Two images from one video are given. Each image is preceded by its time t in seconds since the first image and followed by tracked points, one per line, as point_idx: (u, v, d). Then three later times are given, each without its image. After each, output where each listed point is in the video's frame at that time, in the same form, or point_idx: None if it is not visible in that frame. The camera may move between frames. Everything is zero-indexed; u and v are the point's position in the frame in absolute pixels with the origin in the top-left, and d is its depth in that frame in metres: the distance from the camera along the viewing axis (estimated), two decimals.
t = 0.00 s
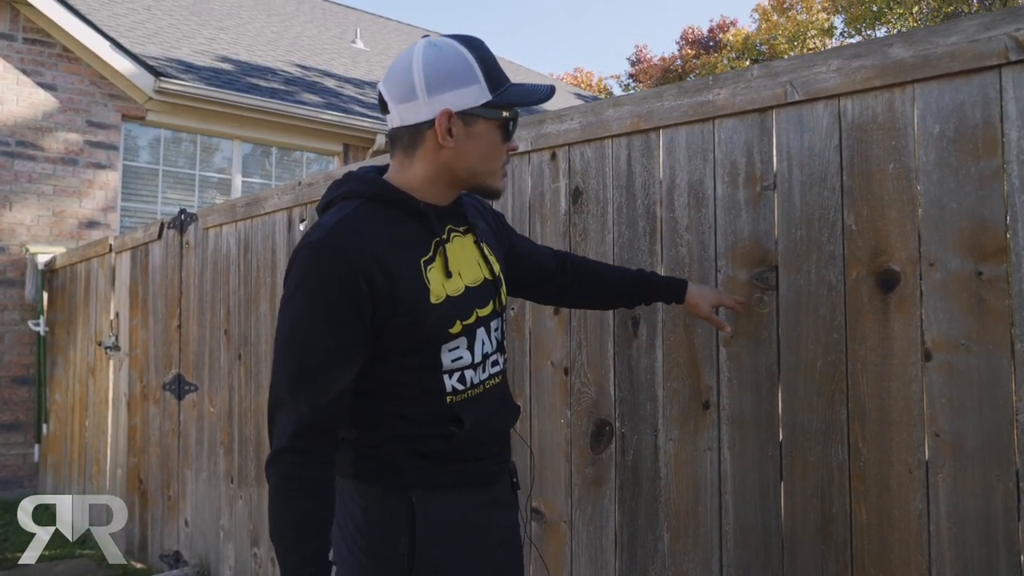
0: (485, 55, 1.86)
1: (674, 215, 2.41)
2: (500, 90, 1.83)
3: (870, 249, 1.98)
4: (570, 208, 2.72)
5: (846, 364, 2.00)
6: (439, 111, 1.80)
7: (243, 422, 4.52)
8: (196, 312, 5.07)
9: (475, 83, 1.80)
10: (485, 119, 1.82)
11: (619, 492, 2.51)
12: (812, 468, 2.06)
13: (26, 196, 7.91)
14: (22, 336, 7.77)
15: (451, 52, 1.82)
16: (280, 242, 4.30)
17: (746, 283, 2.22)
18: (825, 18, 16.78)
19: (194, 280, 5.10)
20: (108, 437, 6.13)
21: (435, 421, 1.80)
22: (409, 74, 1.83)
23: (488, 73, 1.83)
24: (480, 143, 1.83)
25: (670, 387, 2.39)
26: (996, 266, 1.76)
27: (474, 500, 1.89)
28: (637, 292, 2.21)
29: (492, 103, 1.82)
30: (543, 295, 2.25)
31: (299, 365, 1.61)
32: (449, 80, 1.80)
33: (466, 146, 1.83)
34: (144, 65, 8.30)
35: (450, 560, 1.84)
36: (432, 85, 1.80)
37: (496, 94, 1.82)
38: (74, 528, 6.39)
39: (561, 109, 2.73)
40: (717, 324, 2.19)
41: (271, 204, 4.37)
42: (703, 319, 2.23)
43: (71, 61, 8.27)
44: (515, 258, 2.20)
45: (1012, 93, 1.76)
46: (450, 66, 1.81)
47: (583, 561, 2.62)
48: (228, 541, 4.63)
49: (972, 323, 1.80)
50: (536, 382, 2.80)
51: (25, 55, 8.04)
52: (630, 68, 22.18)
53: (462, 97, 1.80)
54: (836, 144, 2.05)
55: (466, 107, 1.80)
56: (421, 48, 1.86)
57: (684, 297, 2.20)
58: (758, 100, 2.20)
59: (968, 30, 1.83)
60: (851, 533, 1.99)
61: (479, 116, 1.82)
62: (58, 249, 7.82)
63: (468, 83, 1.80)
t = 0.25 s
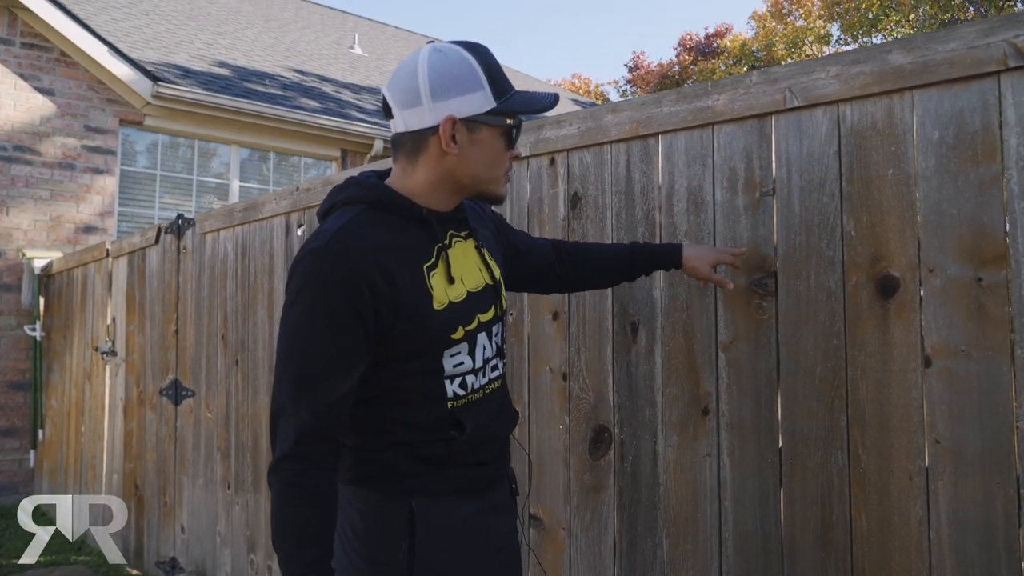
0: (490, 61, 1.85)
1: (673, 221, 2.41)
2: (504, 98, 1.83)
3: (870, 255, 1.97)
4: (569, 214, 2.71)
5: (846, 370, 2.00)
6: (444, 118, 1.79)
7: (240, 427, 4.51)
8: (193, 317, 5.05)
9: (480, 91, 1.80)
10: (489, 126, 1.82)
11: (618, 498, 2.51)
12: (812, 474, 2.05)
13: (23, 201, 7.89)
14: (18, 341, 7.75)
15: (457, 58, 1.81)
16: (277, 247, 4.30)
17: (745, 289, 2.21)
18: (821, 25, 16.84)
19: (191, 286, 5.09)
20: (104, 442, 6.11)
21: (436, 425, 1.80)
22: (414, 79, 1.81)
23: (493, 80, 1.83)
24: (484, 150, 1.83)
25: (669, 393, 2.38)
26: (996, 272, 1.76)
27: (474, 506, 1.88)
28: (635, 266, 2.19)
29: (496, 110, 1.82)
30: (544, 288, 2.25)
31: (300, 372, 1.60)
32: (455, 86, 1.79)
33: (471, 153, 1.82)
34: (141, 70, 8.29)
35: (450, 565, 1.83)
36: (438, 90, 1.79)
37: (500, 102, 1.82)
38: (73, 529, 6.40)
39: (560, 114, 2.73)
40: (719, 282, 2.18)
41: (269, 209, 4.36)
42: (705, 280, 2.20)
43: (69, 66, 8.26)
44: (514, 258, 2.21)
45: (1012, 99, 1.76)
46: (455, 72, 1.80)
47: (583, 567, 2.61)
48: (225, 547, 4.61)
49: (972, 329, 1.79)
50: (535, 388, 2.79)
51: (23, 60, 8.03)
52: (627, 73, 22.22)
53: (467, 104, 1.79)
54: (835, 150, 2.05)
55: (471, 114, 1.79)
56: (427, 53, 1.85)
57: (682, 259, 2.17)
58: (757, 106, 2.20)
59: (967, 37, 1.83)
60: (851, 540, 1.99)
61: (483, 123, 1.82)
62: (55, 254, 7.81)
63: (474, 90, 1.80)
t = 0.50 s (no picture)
0: (499, 59, 1.85)
1: (681, 219, 2.39)
2: (514, 96, 1.83)
3: (881, 252, 1.96)
4: (576, 213, 2.70)
5: (857, 368, 1.98)
6: (455, 116, 1.79)
7: (248, 429, 4.51)
8: (200, 319, 5.06)
9: (491, 88, 1.80)
10: (500, 123, 1.82)
11: (628, 498, 2.49)
12: (823, 473, 2.04)
13: (31, 204, 7.93)
14: (26, 343, 7.78)
15: (468, 56, 1.81)
16: (284, 248, 4.30)
17: (755, 287, 2.20)
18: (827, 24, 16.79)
19: (199, 287, 5.10)
20: (112, 444, 6.13)
21: (448, 424, 1.79)
22: (425, 78, 1.81)
23: (503, 78, 1.82)
24: (495, 148, 1.83)
25: (678, 392, 2.37)
26: (1009, 269, 1.75)
27: (486, 505, 1.87)
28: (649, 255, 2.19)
29: (507, 108, 1.81)
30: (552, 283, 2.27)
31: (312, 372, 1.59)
32: (466, 84, 1.78)
33: (482, 151, 1.82)
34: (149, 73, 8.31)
35: (463, 564, 1.83)
36: (449, 89, 1.78)
37: (511, 99, 1.82)
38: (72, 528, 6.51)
39: (567, 114, 2.72)
40: (731, 273, 2.17)
41: (275, 210, 4.37)
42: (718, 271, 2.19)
43: (76, 69, 8.29)
44: (523, 256, 2.21)
45: None
46: (466, 70, 1.79)
47: (592, 568, 2.60)
48: (233, 549, 4.61)
49: (985, 327, 1.78)
50: (543, 388, 2.78)
51: (31, 64, 8.06)
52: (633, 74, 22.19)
53: (478, 103, 1.79)
54: (845, 147, 2.04)
55: (482, 112, 1.79)
56: (436, 52, 1.84)
57: (695, 252, 2.16)
58: (766, 104, 2.19)
59: (978, 32, 1.81)
60: (863, 540, 1.97)
61: (494, 121, 1.81)
62: (63, 257, 7.84)
63: (485, 88, 1.79)
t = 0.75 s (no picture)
0: (502, 65, 1.84)
1: (681, 226, 2.39)
2: (516, 102, 1.82)
3: (881, 258, 1.96)
4: (576, 219, 2.70)
5: (858, 375, 1.98)
6: (455, 121, 1.79)
7: (247, 435, 4.50)
8: (199, 325, 5.05)
9: (492, 94, 1.79)
10: (501, 129, 1.81)
11: (628, 505, 2.48)
12: (824, 480, 2.03)
13: (30, 210, 7.93)
14: (25, 349, 7.76)
15: (470, 62, 1.80)
16: (284, 254, 4.29)
17: (755, 293, 2.20)
18: (826, 31, 16.83)
19: (198, 293, 5.09)
20: (110, 450, 6.11)
21: (448, 430, 1.78)
22: (426, 83, 1.81)
23: (505, 83, 1.82)
24: (496, 154, 1.82)
25: (678, 399, 2.37)
26: (1009, 276, 1.74)
27: (487, 511, 1.86)
28: (643, 280, 2.21)
29: (508, 114, 1.80)
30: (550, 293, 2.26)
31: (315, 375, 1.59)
32: (467, 90, 1.78)
33: (482, 156, 1.81)
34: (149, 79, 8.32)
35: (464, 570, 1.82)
36: (449, 94, 1.78)
37: (512, 105, 1.81)
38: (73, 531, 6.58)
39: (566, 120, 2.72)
40: (726, 290, 2.17)
41: (275, 216, 4.36)
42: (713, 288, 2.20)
43: (76, 75, 8.29)
44: (523, 265, 2.20)
45: None
46: (467, 76, 1.79)
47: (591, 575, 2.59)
48: (231, 556, 4.60)
49: (986, 333, 1.77)
50: (543, 394, 2.78)
51: (31, 69, 8.07)
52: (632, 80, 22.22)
53: (479, 108, 1.78)
54: (845, 153, 2.04)
55: (483, 117, 1.78)
56: (440, 57, 1.84)
57: (691, 268, 2.17)
58: (766, 110, 2.19)
59: (978, 38, 1.81)
60: (864, 548, 1.96)
61: (495, 126, 1.81)
62: (62, 263, 7.83)
63: (486, 94, 1.79)
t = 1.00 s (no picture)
0: (520, 79, 1.82)
1: (680, 231, 2.39)
2: (531, 118, 1.81)
3: (880, 264, 1.95)
4: (575, 225, 2.70)
5: (856, 381, 1.98)
6: (469, 133, 1.77)
7: (244, 441, 4.49)
8: (197, 331, 5.05)
9: (508, 109, 1.78)
10: (514, 144, 1.80)
11: (626, 512, 2.48)
12: (823, 486, 2.03)
13: (28, 215, 7.92)
14: (22, 355, 7.75)
15: (488, 74, 1.79)
16: (282, 260, 4.29)
17: (754, 299, 2.19)
18: (824, 38, 16.86)
19: (196, 299, 5.09)
20: (107, 456, 6.10)
21: (443, 439, 1.78)
22: (443, 93, 1.79)
23: (522, 98, 1.80)
24: (507, 168, 1.81)
25: (677, 405, 2.36)
26: (1008, 281, 1.74)
27: (483, 516, 1.86)
28: (641, 313, 2.21)
29: (522, 129, 1.79)
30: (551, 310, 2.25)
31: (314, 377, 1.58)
32: (483, 103, 1.76)
33: (493, 170, 1.80)
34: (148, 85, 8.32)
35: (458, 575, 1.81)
36: (465, 106, 1.77)
37: (528, 121, 1.80)
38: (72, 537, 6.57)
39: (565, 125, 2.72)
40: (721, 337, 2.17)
41: (273, 222, 4.36)
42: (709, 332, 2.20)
43: (75, 80, 8.30)
44: (526, 277, 2.21)
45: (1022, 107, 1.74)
46: (483, 88, 1.77)
47: None
48: (228, 562, 4.58)
49: (985, 339, 1.77)
50: (542, 400, 2.77)
51: (30, 75, 8.07)
52: (631, 87, 22.26)
53: (494, 122, 1.77)
54: (843, 159, 2.04)
55: (496, 132, 1.77)
56: (458, 67, 1.83)
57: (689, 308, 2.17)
58: (764, 116, 2.19)
59: (975, 44, 1.81)
60: (863, 554, 1.96)
61: (508, 141, 1.79)
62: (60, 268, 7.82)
63: (501, 109, 1.77)
